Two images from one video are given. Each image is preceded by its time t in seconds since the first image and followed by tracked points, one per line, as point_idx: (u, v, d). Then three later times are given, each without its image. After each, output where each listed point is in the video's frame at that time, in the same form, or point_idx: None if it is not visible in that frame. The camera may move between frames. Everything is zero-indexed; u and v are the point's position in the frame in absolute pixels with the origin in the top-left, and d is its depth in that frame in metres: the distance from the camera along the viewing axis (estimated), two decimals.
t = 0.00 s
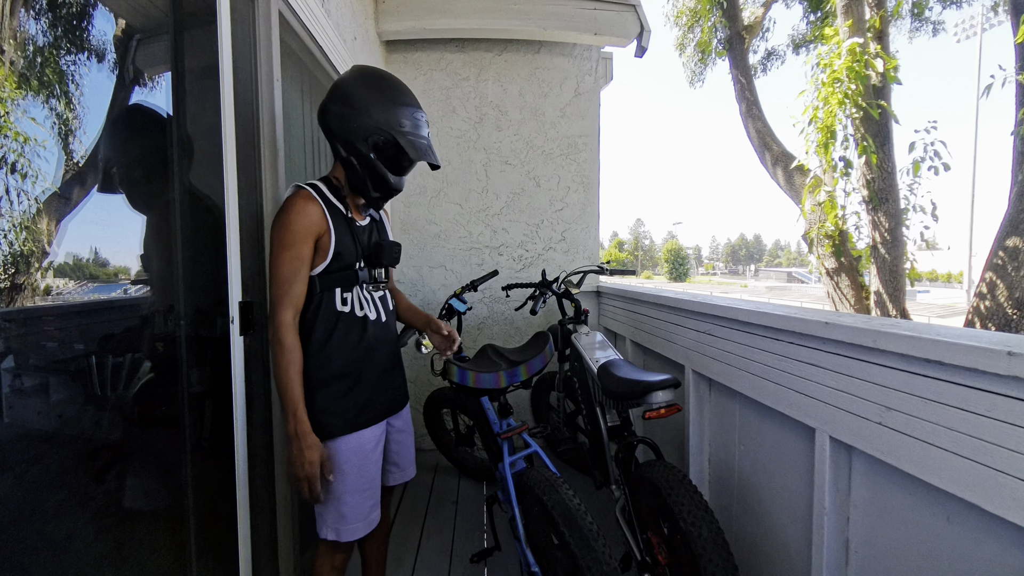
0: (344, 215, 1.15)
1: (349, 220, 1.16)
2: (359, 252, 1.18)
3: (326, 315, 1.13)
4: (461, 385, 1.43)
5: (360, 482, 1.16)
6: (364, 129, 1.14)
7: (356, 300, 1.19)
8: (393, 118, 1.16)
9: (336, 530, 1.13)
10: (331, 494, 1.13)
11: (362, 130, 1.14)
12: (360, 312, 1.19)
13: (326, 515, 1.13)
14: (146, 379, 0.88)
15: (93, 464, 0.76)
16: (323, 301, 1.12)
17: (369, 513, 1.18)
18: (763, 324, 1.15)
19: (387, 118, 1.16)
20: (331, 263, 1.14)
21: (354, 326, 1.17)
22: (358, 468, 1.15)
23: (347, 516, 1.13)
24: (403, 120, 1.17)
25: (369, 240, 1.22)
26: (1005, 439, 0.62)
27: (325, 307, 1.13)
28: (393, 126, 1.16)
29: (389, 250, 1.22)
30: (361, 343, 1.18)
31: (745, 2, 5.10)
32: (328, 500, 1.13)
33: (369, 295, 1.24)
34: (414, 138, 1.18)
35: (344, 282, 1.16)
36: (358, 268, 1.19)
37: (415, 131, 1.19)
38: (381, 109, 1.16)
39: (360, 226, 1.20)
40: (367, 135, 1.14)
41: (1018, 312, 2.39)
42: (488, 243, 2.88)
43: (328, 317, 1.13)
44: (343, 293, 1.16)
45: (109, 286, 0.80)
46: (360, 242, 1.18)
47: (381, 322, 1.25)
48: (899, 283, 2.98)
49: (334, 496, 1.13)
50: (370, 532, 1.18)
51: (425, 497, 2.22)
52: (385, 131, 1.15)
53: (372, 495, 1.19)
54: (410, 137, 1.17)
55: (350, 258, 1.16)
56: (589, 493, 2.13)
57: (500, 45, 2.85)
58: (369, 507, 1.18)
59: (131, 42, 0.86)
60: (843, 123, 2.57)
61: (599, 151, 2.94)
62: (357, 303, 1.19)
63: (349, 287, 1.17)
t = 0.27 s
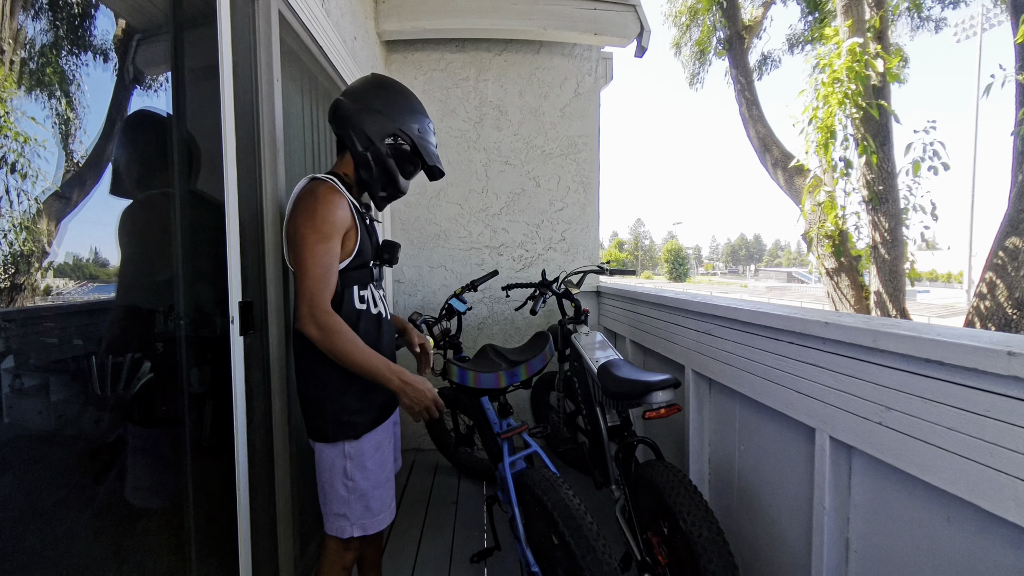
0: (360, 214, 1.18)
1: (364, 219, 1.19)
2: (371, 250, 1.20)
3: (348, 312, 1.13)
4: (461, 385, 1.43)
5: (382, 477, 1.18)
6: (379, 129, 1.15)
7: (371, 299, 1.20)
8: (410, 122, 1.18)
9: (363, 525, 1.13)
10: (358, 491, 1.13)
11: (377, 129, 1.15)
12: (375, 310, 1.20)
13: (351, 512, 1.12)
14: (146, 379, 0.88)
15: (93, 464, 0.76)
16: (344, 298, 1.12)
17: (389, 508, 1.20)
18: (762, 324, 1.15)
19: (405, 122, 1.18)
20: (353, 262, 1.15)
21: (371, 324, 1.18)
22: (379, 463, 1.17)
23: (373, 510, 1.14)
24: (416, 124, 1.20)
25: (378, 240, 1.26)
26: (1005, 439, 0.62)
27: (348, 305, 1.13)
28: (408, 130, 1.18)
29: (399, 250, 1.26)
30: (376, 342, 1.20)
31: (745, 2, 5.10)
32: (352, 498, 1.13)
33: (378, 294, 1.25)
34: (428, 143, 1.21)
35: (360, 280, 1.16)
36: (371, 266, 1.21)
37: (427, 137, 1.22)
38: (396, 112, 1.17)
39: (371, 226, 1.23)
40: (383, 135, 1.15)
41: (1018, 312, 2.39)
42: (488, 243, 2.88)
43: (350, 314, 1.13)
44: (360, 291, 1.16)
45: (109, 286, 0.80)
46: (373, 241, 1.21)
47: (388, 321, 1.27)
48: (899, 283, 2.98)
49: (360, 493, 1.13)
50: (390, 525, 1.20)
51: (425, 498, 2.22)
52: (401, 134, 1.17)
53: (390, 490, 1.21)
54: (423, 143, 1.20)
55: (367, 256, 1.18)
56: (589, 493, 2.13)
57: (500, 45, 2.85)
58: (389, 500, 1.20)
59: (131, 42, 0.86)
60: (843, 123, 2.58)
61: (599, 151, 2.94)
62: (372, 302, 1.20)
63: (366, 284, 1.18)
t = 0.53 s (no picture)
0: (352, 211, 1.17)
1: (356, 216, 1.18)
2: (365, 248, 1.20)
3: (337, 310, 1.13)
4: (461, 385, 1.43)
5: (370, 480, 1.17)
6: (342, 116, 1.16)
7: (363, 298, 1.19)
8: (365, 96, 1.15)
9: (345, 528, 1.14)
10: (341, 493, 1.13)
11: (340, 117, 1.16)
12: (366, 310, 1.19)
13: (334, 514, 1.13)
14: (146, 379, 0.88)
15: (93, 465, 0.76)
16: (332, 295, 1.12)
17: (377, 511, 1.19)
18: (763, 324, 1.15)
19: (367, 98, 1.15)
20: (341, 260, 1.14)
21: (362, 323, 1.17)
22: (366, 466, 1.16)
23: (357, 513, 1.14)
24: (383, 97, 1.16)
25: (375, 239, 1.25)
26: (1005, 439, 0.62)
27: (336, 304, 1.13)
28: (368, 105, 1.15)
29: (397, 250, 1.25)
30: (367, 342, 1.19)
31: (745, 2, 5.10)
32: (336, 499, 1.14)
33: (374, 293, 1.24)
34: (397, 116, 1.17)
35: (350, 279, 1.16)
36: (365, 265, 1.20)
37: (393, 106, 1.16)
38: (356, 92, 1.16)
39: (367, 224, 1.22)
40: (343, 121, 1.16)
41: (1018, 312, 2.39)
42: (488, 243, 2.88)
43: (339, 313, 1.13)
44: (351, 290, 1.16)
45: (109, 286, 0.80)
46: (367, 240, 1.20)
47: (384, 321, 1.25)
48: (899, 283, 2.98)
49: (344, 495, 1.13)
50: (378, 529, 1.19)
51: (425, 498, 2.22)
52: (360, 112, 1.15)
53: (379, 492, 1.20)
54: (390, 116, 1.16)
55: (358, 253, 1.18)
56: (590, 493, 2.13)
57: (500, 45, 2.85)
58: (377, 505, 1.19)
59: (131, 42, 0.86)
60: (843, 123, 2.58)
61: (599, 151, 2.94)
62: (364, 301, 1.19)
63: (357, 283, 1.18)
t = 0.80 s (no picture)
0: (344, 216, 1.19)
1: (350, 221, 1.19)
2: (358, 250, 1.20)
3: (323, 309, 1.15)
4: (461, 385, 1.43)
5: (347, 480, 1.17)
6: (325, 121, 1.18)
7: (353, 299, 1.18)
8: (337, 96, 1.18)
9: (319, 523, 1.16)
10: (317, 488, 1.16)
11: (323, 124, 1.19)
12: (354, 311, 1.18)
13: (311, 507, 1.17)
14: (146, 379, 0.88)
15: (93, 465, 0.76)
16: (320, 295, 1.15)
17: (353, 513, 1.18)
18: (763, 324, 1.15)
19: (337, 99, 1.17)
20: (330, 261, 1.17)
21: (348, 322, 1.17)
22: (343, 466, 1.16)
23: (329, 511, 1.15)
24: (361, 92, 1.17)
25: (371, 238, 1.22)
26: (1005, 439, 0.62)
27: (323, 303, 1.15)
28: (343, 102, 1.16)
29: (390, 249, 1.23)
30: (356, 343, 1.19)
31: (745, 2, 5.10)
32: (314, 494, 1.16)
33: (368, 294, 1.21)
34: (366, 106, 1.17)
35: (342, 280, 1.17)
36: (357, 266, 1.19)
37: (366, 97, 1.17)
38: (333, 94, 1.18)
39: (366, 226, 1.22)
40: (325, 127, 1.18)
41: (1018, 312, 2.40)
42: (488, 243, 2.88)
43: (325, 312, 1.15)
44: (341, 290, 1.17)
45: (109, 286, 0.80)
46: (361, 241, 1.20)
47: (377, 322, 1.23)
48: (899, 283, 2.98)
49: (319, 491, 1.15)
50: (353, 532, 1.18)
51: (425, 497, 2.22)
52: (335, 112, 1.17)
53: (357, 494, 1.19)
54: (361, 107, 1.16)
55: (347, 256, 1.18)
56: (589, 493, 2.13)
57: (500, 45, 2.85)
58: (354, 506, 1.18)
59: (131, 42, 0.86)
60: (843, 123, 2.58)
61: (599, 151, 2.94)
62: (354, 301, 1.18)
63: (348, 283, 1.18)
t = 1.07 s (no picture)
0: (346, 221, 1.20)
1: (351, 225, 1.20)
2: (358, 251, 1.20)
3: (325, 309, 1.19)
4: (461, 384, 1.43)
5: (342, 475, 1.18)
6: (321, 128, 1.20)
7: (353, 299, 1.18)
8: (330, 101, 1.18)
9: (314, 515, 1.18)
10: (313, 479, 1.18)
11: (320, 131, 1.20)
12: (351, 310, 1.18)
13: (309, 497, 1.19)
14: (146, 379, 0.88)
15: (93, 464, 0.76)
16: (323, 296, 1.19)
17: (346, 508, 1.19)
18: (763, 324, 1.15)
19: (329, 105, 1.18)
20: (331, 263, 1.19)
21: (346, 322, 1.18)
22: (337, 460, 1.17)
23: (322, 503, 1.17)
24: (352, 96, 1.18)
25: (373, 239, 1.22)
26: (1005, 439, 0.62)
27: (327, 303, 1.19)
28: (337, 106, 1.17)
29: (388, 249, 1.20)
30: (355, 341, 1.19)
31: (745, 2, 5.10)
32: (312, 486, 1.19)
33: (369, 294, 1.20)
34: (358, 111, 1.17)
35: (343, 281, 1.19)
36: (357, 267, 1.19)
37: (359, 99, 1.17)
38: (327, 100, 1.19)
39: (369, 228, 1.22)
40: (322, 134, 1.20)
41: (1018, 312, 2.40)
42: (488, 243, 2.88)
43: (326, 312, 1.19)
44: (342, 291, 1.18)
45: (109, 286, 0.80)
46: (361, 242, 1.20)
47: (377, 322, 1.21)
48: (899, 283, 2.98)
49: (315, 483, 1.18)
50: (345, 528, 1.18)
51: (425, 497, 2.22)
52: (330, 118, 1.17)
53: (351, 490, 1.19)
54: (354, 112, 1.17)
55: (347, 258, 1.19)
56: (589, 493, 2.13)
57: (500, 45, 2.85)
58: (347, 501, 1.19)
59: (131, 42, 0.86)
60: (843, 123, 2.58)
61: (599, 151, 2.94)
62: (354, 301, 1.18)
63: (349, 284, 1.19)
